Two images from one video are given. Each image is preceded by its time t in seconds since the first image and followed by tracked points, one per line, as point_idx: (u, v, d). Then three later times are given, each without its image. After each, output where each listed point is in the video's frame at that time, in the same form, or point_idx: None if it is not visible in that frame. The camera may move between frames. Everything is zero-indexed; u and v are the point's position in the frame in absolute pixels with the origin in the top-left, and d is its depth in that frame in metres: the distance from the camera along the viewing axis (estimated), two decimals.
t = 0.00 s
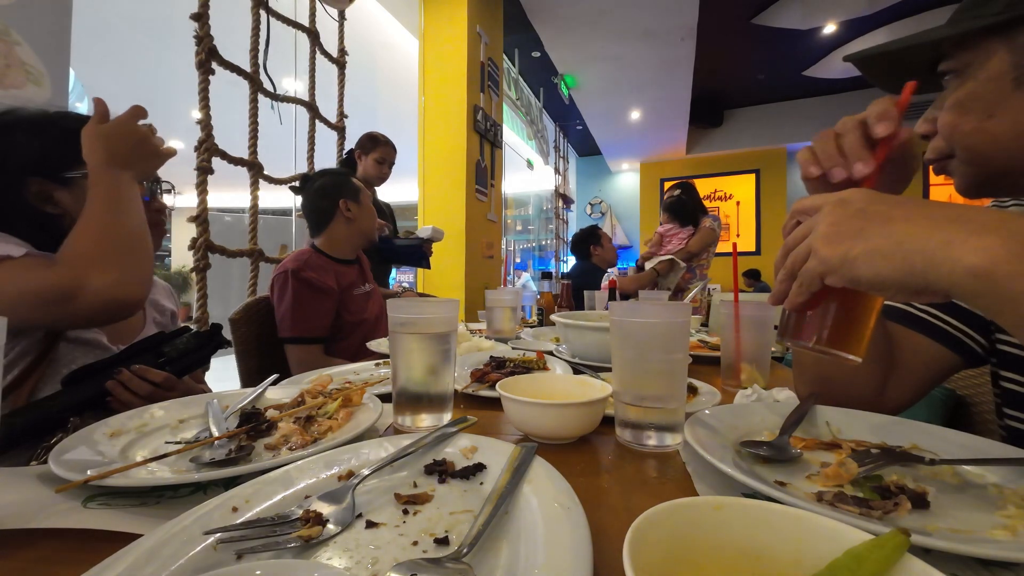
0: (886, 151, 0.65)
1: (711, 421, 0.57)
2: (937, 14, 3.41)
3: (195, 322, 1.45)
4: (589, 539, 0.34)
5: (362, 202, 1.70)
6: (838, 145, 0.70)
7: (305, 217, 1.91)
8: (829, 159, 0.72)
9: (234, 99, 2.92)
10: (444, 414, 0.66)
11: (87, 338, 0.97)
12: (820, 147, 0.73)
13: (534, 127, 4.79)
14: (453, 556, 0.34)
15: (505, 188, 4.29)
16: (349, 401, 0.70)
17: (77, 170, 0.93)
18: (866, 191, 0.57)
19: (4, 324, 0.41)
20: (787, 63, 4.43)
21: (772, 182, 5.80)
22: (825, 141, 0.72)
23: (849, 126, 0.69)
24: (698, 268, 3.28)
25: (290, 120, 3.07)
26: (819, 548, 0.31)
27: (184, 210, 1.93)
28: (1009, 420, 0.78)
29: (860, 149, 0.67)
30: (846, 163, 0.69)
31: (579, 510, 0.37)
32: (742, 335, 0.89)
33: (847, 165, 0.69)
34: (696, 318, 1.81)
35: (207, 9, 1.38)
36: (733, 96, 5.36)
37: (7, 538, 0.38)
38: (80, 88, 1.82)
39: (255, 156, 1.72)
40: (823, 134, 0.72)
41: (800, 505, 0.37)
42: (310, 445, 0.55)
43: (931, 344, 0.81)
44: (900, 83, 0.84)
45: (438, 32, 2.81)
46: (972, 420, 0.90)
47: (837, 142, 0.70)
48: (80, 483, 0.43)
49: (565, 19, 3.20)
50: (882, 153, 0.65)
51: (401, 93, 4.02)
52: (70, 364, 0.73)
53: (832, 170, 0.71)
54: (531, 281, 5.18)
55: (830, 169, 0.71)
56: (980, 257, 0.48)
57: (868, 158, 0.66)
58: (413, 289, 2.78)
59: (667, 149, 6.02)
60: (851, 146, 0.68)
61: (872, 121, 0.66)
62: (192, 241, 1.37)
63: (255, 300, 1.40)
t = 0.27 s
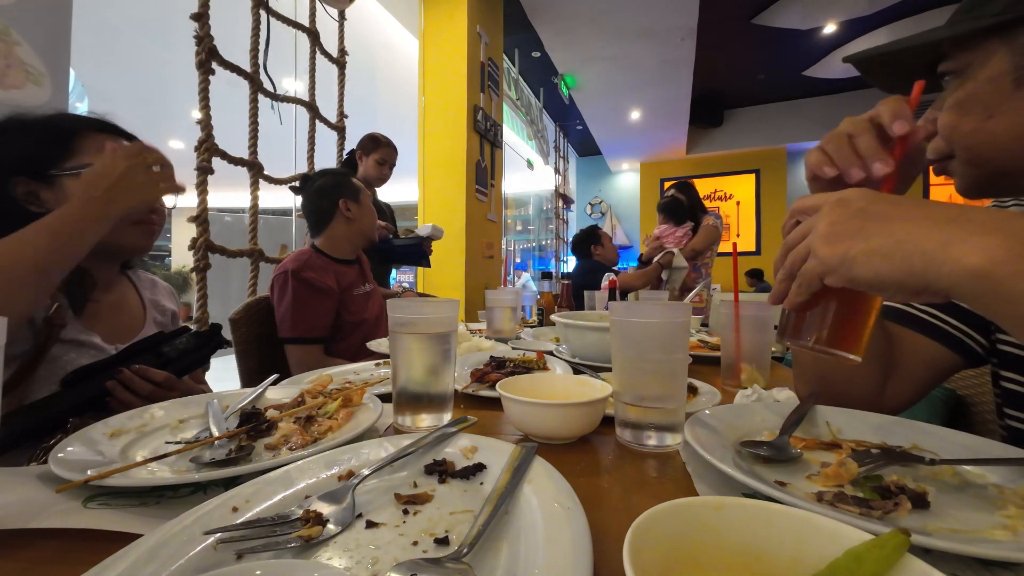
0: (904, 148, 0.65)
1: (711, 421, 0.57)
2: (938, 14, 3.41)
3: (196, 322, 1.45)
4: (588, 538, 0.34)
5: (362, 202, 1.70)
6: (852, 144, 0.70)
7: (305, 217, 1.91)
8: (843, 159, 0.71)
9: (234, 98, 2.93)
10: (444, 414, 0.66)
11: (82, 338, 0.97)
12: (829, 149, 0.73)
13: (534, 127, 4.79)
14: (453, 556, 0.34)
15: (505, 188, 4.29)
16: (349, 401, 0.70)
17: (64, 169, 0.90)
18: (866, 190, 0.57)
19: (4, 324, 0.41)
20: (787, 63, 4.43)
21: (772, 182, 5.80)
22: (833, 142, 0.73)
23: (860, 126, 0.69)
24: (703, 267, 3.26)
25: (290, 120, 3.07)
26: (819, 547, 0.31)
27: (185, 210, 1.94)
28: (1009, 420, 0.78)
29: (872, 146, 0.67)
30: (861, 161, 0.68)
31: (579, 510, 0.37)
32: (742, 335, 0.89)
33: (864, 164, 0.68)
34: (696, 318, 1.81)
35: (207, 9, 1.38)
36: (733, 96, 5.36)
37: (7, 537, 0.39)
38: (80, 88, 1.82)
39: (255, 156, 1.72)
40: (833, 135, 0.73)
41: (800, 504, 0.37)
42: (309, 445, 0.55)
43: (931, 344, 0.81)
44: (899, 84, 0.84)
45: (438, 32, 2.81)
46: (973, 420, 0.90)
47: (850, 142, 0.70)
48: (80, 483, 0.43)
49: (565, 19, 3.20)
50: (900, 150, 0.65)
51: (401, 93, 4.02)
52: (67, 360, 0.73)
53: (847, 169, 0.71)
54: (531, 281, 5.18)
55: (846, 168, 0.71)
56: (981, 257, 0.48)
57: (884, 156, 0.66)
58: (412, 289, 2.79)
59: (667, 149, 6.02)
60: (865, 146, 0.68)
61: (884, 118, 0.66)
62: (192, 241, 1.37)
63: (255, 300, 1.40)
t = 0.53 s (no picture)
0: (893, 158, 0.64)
1: (711, 421, 0.57)
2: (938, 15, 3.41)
3: (196, 322, 1.45)
4: (589, 538, 0.34)
5: (362, 202, 1.70)
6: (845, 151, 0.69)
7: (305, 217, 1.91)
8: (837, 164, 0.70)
9: (234, 98, 2.93)
10: (444, 414, 0.66)
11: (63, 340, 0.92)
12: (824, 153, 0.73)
13: (534, 127, 4.79)
14: (453, 556, 0.34)
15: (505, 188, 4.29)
16: (349, 400, 0.70)
17: (29, 166, 0.80)
18: (867, 190, 0.57)
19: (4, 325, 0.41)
20: (787, 63, 4.43)
21: (772, 182, 5.80)
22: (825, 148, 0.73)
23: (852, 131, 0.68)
24: (703, 265, 3.38)
25: (290, 120, 3.07)
26: (819, 547, 0.31)
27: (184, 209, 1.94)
28: (1009, 420, 0.78)
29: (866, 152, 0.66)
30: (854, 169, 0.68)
31: (580, 511, 0.37)
32: (742, 335, 0.89)
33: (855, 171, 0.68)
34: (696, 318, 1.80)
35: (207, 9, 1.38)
36: (733, 96, 5.36)
37: (7, 537, 0.39)
38: (80, 88, 1.82)
39: (255, 156, 1.72)
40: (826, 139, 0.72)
41: (800, 504, 0.37)
42: (309, 445, 0.55)
43: (930, 344, 0.81)
44: (900, 85, 0.84)
45: (439, 32, 2.81)
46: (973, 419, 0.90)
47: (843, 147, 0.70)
48: (80, 483, 0.43)
49: (565, 19, 3.20)
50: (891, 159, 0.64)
51: (401, 93, 4.02)
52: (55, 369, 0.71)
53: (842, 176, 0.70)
54: (531, 281, 5.18)
55: (840, 176, 0.70)
56: (982, 258, 0.48)
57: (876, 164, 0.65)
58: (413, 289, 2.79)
59: (667, 149, 6.02)
60: (858, 152, 0.67)
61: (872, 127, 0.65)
62: (192, 241, 1.37)
63: (255, 300, 1.39)
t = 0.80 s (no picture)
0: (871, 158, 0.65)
1: (711, 421, 0.57)
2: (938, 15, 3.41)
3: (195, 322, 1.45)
4: (588, 539, 0.33)
5: (362, 202, 1.70)
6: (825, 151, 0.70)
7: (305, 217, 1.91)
8: (817, 164, 0.71)
9: (234, 98, 2.93)
10: (444, 414, 0.66)
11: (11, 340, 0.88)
12: (805, 153, 0.73)
13: (534, 127, 4.79)
14: (453, 556, 0.34)
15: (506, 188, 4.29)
16: (349, 400, 0.70)
17: None
18: (867, 190, 0.57)
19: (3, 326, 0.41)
20: (788, 62, 4.43)
21: (772, 182, 5.79)
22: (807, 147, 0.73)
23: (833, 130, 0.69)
24: (691, 266, 3.52)
25: (290, 120, 3.07)
26: (819, 547, 0.31)
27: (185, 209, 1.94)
28: (1009, 420, 0.78)
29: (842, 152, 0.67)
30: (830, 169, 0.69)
31: (579, 510, 0.37)
32: (742, 335, 0.89)
33: (833, 171, 0.69)
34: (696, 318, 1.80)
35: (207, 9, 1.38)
36: (733, 96, 5.36)
37: (6, 537, 0.38)
38: (80, 88, 1.81)
39: (255, 156, 1.72)
40: (807, 141, 0.73)
41: (800, 504, 0.37)
42: (309, 446, 0.55)
43: (931, 344, 0.81)
44: (900, 85, 0.84)
45: (439, 32, 2.81)
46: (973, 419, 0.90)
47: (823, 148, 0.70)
48: (80, 483, 0.43)
49: (565, 19, 3.20)
50: (865, 160, 0.65)
51: (401, 93, 4.02)
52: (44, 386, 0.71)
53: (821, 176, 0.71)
54: (531, 281, 5.18)
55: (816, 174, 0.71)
56: (982, 258, 0.48)
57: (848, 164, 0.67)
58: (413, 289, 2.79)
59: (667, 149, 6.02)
60: (834, 152, 0.68)
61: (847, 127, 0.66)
62: (192, 241, 1.37)
63: (255, 301, 1.39)
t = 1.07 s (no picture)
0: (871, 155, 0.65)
1: (711, 421, 0.57)
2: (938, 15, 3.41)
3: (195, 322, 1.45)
4: (588, 539, 0.33)
5: (362, 202, 1.70)
6: (825, 149, 0.70)
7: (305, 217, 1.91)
8: (816, 161, 0.71)
9: (234, 98, 2.93)
10: (444, 414, 0.66)
11: None
12: (804, 152, 0.73)
13: (534, 127, 4.79)
14: (453, 556, 0.34)
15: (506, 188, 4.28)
16: (349, 400, 0.70)
17: None
18: (867, 191, 0.57)
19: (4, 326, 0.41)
20: (787, 62, 4.43)
21: (772, 182, 5.79)
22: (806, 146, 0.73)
23: (834, 129, 0.69)
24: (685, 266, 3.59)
25: (290, 120, 3.08)
26: (819, 547, 0.31)
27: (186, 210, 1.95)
28: (1010, 420, 0.78)
29: (842, 149, 0.67)
30: (831, 166, 0.69)
31: (579, 511, 0.37)
32: (742, 335, 0.89)
33: (833, 168, 0.69)
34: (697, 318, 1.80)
35: (207, 10, 1.38)
36: (733, 96, 5.36)
37: (6, 536, 0.39)
38: (80, 88, 1.81)
39: (255, 156, 1.72)
40: (807, 139, 0.72)
41: (800, 504, 0.37)
42: (310, 445, 0.55)
43: (931, 344, 0.81)
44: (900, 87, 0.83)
45: (439, 33, 2.81)
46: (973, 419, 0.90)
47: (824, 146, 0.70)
48: (81, 483, 0.43)
49: (565, 19, 3.20)
50: (865, 156, 0.66)
51: (401, 93, 4.02)
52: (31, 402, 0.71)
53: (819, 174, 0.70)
54: (531, 281, 5.18)
55: (816, 173, 0.71)
56: (982, 258, 0.48)
57: (853, 162, 0.67)
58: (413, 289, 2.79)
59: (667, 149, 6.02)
60: (834, 149, 0.68)
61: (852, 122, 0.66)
62: (192, 241, 1.37)
63: (255, 300, 1.39)
